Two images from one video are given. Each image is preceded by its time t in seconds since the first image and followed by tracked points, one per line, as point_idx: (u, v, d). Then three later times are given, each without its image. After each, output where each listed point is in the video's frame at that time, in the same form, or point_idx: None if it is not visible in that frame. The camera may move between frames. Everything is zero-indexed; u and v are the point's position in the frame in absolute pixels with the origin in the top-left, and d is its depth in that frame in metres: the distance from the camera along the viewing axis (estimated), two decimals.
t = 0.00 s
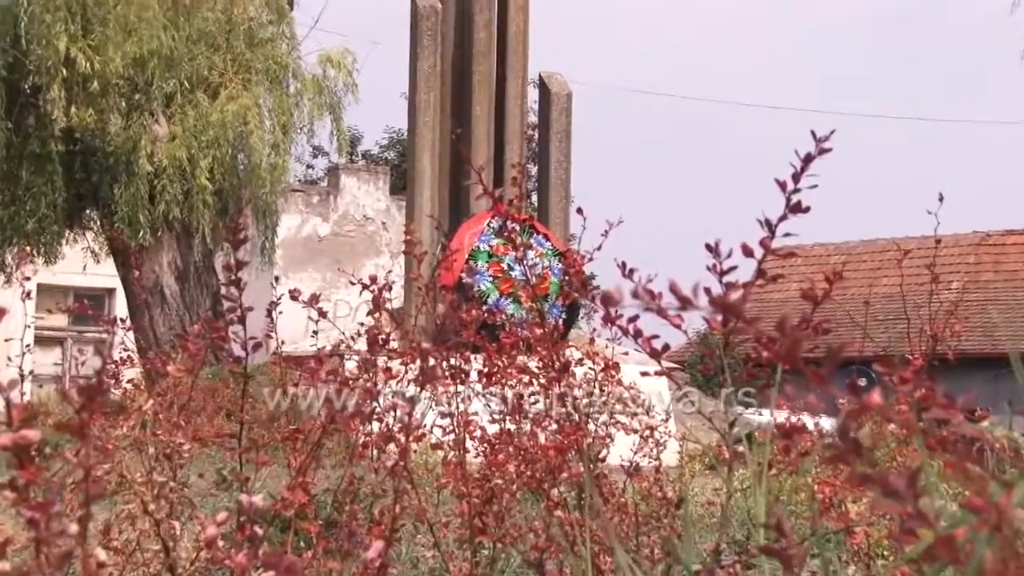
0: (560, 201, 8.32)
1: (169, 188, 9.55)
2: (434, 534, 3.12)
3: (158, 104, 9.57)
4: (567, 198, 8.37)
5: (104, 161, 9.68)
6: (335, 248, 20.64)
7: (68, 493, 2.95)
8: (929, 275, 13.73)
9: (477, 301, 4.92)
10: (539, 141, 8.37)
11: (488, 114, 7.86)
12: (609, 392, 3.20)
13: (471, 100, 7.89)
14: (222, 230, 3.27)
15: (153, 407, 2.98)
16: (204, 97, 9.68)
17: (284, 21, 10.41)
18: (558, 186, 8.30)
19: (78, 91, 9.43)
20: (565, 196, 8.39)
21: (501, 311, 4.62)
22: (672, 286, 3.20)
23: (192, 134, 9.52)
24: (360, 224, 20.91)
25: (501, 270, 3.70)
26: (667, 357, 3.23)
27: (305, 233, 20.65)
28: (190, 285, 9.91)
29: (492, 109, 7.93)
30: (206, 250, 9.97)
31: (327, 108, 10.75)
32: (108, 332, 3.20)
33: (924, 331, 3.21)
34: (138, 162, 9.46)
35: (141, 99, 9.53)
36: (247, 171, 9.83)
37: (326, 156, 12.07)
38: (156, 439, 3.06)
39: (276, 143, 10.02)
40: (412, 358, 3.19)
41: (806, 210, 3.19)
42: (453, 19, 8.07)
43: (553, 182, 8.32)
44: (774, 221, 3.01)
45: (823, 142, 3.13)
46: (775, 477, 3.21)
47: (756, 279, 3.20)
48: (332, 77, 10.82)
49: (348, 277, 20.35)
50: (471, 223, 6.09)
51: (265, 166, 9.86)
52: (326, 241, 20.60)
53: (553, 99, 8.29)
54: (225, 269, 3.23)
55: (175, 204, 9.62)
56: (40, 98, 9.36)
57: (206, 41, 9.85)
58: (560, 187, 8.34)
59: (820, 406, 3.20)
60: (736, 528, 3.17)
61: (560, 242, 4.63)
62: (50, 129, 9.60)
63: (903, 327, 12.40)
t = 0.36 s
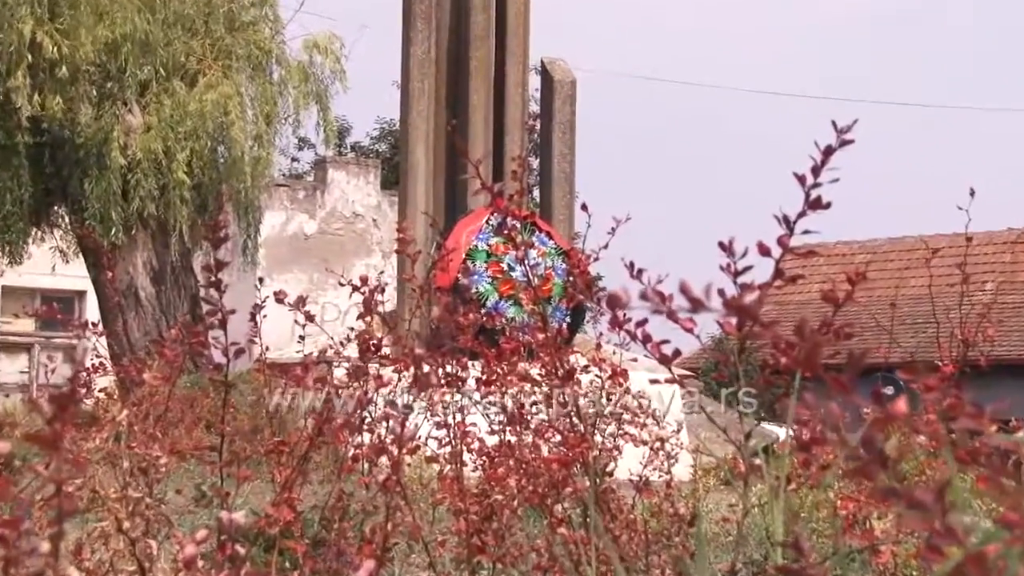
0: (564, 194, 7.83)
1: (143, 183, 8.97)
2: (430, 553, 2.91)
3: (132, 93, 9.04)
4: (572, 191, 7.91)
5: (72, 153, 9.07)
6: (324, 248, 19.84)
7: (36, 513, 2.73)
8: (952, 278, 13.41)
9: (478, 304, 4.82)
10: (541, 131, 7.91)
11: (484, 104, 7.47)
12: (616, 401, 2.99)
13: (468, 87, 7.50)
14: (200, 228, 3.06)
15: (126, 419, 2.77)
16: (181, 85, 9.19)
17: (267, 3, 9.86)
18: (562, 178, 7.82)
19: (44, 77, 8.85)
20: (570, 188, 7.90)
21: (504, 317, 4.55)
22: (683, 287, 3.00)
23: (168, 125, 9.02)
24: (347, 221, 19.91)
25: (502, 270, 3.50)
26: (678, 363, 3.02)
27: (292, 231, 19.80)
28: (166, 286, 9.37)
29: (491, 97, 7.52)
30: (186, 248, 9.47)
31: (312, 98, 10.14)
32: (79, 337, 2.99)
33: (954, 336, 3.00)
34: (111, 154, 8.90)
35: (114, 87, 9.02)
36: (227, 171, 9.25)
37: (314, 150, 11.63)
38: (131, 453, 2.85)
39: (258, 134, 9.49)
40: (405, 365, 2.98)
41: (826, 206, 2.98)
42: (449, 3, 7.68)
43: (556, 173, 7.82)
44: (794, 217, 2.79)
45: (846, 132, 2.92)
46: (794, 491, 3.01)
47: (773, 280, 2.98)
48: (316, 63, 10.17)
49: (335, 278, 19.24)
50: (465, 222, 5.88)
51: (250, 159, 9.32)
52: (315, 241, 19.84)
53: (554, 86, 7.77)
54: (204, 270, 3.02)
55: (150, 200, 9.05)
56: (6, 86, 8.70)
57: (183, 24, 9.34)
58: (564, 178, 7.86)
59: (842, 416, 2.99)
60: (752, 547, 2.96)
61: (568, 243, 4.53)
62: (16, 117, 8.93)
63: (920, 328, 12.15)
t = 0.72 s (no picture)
0: (574, 185, 7.56)
1: (120, 176, 8.51)
2: None
3: (107, 81, 8.61)
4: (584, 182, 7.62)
5: (44, 147, 8.61)
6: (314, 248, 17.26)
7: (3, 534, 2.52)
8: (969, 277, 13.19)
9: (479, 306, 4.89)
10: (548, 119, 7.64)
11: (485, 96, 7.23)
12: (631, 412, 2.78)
13: (470, 73, 7.25)
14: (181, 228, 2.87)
15: (100, 431, 2.57)
16: (160, 72, 8.75)
17: None
18: (570, 168, 7.55)
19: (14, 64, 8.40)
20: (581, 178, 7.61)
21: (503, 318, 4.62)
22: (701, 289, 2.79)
23: (146, 115, 8.58)
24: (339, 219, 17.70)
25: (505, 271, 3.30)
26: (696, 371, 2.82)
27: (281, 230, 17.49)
28: (144, 289, 8.85)
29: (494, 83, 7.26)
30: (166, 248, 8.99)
31: (301, 85, 9.73)
32: (51, 344, 2.80)
33: (994, 341, 2.78)
34: (85, 148, 8.47)
35: (87, 75, 8.59)
36: (208, 164, 8.82)
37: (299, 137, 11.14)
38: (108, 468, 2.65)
39: (243, 125, 9.07)
40: (402, 373, 2.78)
41: (855, 203, 2.78)
42: None
43: (564, 164, 7.55)
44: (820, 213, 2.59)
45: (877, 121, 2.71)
46: (820, 507, 2.80)
47: (798, 281, 2.78)
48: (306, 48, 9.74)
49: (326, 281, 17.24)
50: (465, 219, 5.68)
51: (233, 152, 8.91)
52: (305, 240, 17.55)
53: (561, 71, 7.52)
54: (187, 272, 2.82)
55: (127, 195, 8.58)
56: None
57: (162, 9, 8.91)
58: (573, 168, 7.57)
59: (871, 427, 2.78)
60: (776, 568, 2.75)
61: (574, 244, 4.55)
62: None
63: (952, 331, 11.91)
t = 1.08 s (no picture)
0: (586, 171, 7.23)
1: (93, 165, 7.79)
2: None
3: (80, 62, 7.92)
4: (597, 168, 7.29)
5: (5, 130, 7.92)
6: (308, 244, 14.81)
7: None
8: (1010, 272, 12.93)
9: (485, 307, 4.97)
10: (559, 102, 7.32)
11: (491, 83, 6.93)
12: (646, 420, 2.57)
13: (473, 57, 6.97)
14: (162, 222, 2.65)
15: (72, 440, 2.36)
16: (137, 52, 8.03)
17: None
18: (582, 153, 7.22)
19: None
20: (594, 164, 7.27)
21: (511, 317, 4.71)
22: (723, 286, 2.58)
23: (122, 98, 7.85)
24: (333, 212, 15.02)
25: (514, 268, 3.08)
26: (718, 376, 2.61)
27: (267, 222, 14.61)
28: (120, 287, 8.06)
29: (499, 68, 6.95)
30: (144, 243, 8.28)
31: (289, 66, 8.96)
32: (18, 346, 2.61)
33: None
34: (57, 133, 7.75)
35: (58, 54, 7.91)
36: (192, 150, 8.13)
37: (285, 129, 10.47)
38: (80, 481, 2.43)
39: (225, 109, 8.32)
40: (399, 378, 2.57)
41: (890, 193, 2.57)
42: None
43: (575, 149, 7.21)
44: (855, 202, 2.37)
45: (916, 102, 2.49)
46: (855, 521, 2.59)
47: (828, 277, 2.57)
48: (295, 27, 8.96)
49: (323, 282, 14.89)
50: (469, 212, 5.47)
51: (216, 139, 8.21)
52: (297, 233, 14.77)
53: (571, 50, 7.20)
54: (167, 269, 2.61)
55: (100, 185, 7.82)
56: None
57: None
58: (584, 153, 7.24)
59: (907, 435, 2.57)
60: None
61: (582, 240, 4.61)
62: None
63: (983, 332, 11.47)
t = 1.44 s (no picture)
0: (594, 159, 7.08)
1: (56, 155, 7.54)
2: None
3: (41, 42, 7.68)
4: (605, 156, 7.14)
5: None
6: (290, 242, 13.58)
7: None
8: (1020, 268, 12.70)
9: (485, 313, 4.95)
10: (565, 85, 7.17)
11: (488, 70, 6.71)
12: (659, 433, 2.36)
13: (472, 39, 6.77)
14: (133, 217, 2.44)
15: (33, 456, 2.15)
16: (102, 31, 7.85)
17: None
18: (589, 140, 7.07)
19: None
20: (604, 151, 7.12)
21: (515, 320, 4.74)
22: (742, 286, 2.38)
23: (88, 81, 7.66)
24: (315, 205, 13.73)
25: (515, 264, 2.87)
26: (736, 383, 2.41)
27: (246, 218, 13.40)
28: (85, 288, 7.94)
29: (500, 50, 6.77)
30: (111, 239, 8.16)
31: (270, 47, 8.74)
32: None
33: None
34: (16, 118, 7.49)
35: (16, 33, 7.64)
36: (166, 136, 7.93)
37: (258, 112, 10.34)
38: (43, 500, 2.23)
39: (199, 93, 8.13)
40: (390, 385, 2.37)
41: (923, 186, 2.36)
42: None
43: (582, 134, 7.06)
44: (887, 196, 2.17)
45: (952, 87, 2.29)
46: (887, 541, 2.38)
47: (856, 277, 2.36)
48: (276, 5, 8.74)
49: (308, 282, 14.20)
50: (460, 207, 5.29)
51: (189, 125, 8.03)
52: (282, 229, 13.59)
53: (579, 30, 7.08)
54: (139, 269, 2.40)
55: (62, 176, 7.58)
56: None
57: None
58: (592, 139, 7.08)
59: (943, 447, 2.36)
60: None
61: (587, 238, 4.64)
62: None
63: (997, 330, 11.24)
